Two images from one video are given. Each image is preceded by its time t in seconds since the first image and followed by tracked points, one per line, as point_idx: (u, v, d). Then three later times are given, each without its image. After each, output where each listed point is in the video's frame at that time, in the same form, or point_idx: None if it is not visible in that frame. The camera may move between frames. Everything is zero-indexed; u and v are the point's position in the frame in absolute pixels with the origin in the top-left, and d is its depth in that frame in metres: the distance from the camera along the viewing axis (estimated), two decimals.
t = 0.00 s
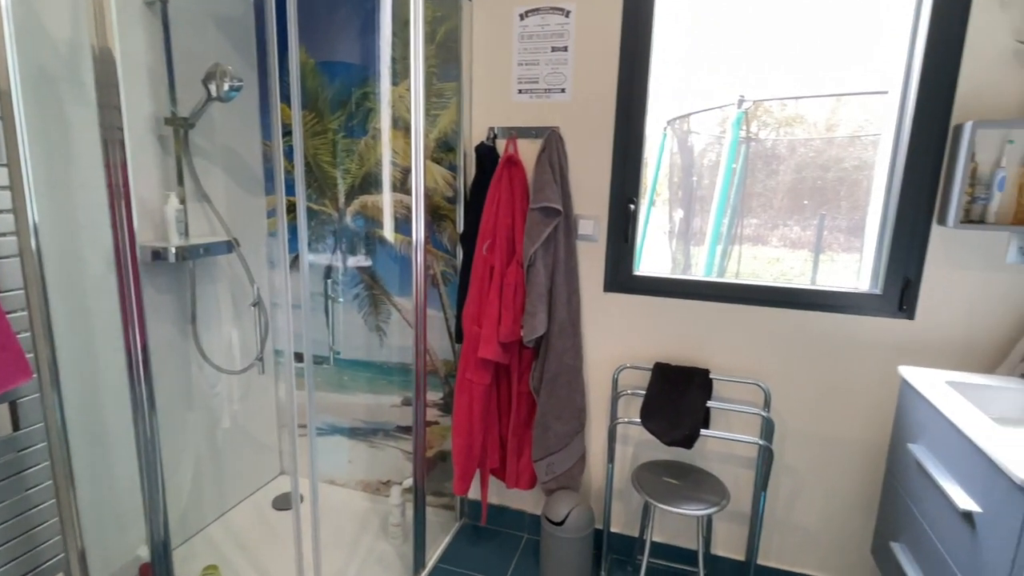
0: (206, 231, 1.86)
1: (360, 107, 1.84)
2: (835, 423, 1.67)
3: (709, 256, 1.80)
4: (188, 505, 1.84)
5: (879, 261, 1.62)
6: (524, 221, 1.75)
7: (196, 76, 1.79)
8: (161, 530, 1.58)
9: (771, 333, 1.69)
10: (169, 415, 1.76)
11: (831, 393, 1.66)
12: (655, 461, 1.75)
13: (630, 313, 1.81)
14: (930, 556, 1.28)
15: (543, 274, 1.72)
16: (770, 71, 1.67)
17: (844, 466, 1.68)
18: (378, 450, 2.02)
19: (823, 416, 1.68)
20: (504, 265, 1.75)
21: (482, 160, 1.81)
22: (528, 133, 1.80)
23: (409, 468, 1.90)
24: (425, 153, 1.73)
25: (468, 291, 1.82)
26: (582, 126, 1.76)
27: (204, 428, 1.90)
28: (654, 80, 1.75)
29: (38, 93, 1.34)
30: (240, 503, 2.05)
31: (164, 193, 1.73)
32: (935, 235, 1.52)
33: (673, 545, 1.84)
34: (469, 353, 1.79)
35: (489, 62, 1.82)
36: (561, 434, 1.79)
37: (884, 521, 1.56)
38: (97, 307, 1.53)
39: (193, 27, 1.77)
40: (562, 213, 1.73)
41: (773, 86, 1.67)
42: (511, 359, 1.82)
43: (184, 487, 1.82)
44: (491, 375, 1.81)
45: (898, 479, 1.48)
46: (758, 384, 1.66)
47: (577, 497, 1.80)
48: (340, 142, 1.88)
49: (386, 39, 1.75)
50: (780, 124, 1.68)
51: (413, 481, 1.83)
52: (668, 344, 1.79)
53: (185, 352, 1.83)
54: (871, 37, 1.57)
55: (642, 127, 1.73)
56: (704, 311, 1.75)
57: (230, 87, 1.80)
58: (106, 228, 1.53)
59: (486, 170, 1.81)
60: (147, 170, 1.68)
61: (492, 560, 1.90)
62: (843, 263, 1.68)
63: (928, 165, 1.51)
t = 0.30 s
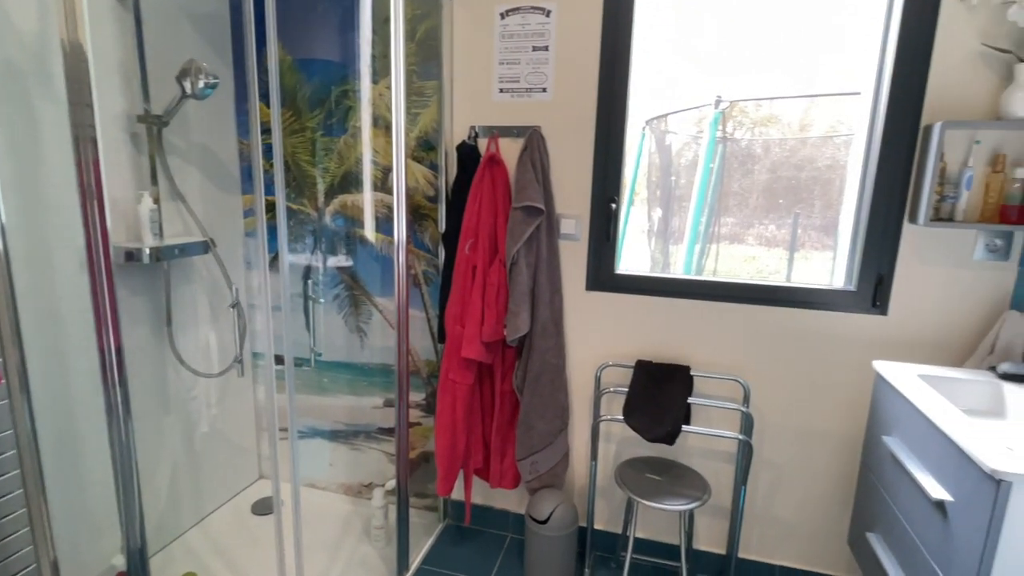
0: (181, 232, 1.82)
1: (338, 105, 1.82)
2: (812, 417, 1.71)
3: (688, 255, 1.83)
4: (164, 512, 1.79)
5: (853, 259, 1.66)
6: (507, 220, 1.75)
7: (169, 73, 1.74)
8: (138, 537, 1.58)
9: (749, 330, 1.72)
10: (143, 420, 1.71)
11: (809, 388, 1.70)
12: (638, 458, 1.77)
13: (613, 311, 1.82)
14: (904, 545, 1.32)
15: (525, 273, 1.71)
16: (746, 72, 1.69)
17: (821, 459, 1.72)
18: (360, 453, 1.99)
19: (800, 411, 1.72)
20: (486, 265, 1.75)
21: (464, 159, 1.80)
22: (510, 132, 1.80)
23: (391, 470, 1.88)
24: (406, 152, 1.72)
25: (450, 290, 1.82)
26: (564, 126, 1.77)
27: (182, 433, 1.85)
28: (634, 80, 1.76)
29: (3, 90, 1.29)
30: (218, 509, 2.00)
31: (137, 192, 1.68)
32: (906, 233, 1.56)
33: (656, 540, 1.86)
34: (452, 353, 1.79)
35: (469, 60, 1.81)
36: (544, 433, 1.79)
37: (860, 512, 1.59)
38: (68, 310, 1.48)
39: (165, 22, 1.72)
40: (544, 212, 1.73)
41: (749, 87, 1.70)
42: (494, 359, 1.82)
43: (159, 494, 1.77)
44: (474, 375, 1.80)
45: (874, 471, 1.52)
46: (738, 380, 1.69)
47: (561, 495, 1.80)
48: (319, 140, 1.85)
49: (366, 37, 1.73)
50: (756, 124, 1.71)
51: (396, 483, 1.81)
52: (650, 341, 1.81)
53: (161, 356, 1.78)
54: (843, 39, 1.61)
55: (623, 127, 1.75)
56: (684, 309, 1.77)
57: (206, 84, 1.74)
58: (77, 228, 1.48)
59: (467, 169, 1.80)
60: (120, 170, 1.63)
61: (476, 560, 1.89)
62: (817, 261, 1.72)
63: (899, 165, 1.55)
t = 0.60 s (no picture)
0: (160, 233, 1.78)
1: (321, 105, 1.81)
2: (793, 413, 1.74)
3: (670, 254, 1.85)
4: (144, 519, 1.75)
5: (831, 258, 1.70)
6: (493, 220, 1.75)
7: (147, 71, 1.71)
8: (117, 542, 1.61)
9: (732, 328, 1.75)
10: (123, 424, 1.68)
11: (789, 384, 1.73)
12: (624, 456, 1.78)
13: (598, 310, 1.84)
14: (883, 537, 1.35)
15: (511, 273, 1.72)
16: (727, 73, 1.72)
17: (801, 454, 1.75)
18: (344, 456, 1.98)
19: (782, 407, 1.75)
20: (472, 265, 1.75)
21: (449, 159, 1.80)
22: (495, 132, 1.80)
23: (377, 472, 1.86)
24: (390, 152, 1.71)
25: (436, 291, 1.81)
26: (548, 127, 1.77)
27: (163, 438, 1.82)
28: (617, 81, 1.78)
29: None
30: (199, 515, 1.97)
31: (115, 193, 1.65)
32: (882, 232, 1.60)
33: (641, 537, 1.87)
34: (438, 354, 1.78)
35: (453, 60, 1.81)
36: (530, 432, 1.80)
37: (840, 505, 1.63)
38: (43, 313, 1.44)
39: (141, 19, 1.68)
40: (530, 212, 1.73)
41: (728, 88, 1.72)
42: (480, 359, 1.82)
43: (139, 501, 1.73)
44: (460, 376, 1.80)
45: (854, 465, 1.55)
46: (721, 378, 1.71)
47: (548, 494, 1.81)
48: (301, 140, 1.84)
49: (350, 36, 1.71)
50: (735, 125, 1.73)
51: (383, 486, 1.80)
52: (634, 340, 1.83)
53: (140, 360, 1.74)
54: (820, 42, 1.64)
55: (606, 127, 1.76)
56: (668, 307, 1.79)
57: (185, 83, 1.74)
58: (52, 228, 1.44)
59: (452, 169, 1.79)
60: (95, 169, 1.59)
61: (463, 561, 1.89)
62: (795, 260, 1.75)
63: (876, 166, 1.59)
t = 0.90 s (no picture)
0: (134, 235, 1.75)
1: (300, 104, 1.79)
2: (770, 409, 1.78)
3: (649, 253, 1.87)
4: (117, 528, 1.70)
5: (805, 257, 1.74)
6: (475, 221, 1.75)
7: (120, 69, 1.67)
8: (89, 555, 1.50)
9: (711, 327, 1.78)
10: (98, 431, 1.64)
11: (767, 380, 1.77)
12: (606, 454, 1.80)
13: (580, 310, 1.85)
14: (859, 529, 1.39)
15: (494, 274, 1.72)
16: (704, 76, 1.75)
17: (779, 449, 1.79)
18: (326, 459, 1.95)
19: (760, 403, 1.78)
20: (455, 266, 1.75)
21: (430, 160, 1.79)
22: (477, 133, 1.80)
23: (360, 475, 1.85)
24: (373, 153, 1.70)
25: (419, 292, 1.80)
26: (529, 128, 1.78)
27: (140, 444, 1.78)
28: (598, 83, 1.79)
29: None
30: (176, 524, 1.93)
31: (88, 195, 1.61)
32: (856, 232, 1.64)
33: (624, 533, 1.89)
34: (421, 355, 1.78)
35: (435, 61, 1.80)
36: (514, 432, 1.80)
37: (817, 498, 1.66)
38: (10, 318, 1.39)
39: (112, 14, 1.63)
40: (512, 213, 1.74)
41: (704, 90, 1.75)
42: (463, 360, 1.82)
43: (113, 510, 1.69)
44: (443, 377, 1.80)
45: (831, 459, 1.59)
46: (701, 375, 1.74)
47: (532, 494, 1.81)
48: (280, 140, 1.82)
49: (330, 37, 1.70)
50: (710, 125, 1.76)
51: (366, 489, 1.78)
52: (616, 339, 1.85)
53: (115, 365, 1.70)
54: (795, 45, 1.68)
55: (587, 129, 1.77)
56: (649, 307, 1.81)
57: (160, 83, 1.72)
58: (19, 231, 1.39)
59: (434, 171, 1.79)
60: (65, 169, 1.54)
61: (447, 562, 1.88)
62: (770, 259, 1.79)
63: (848, 167, 1.63)
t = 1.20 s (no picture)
0: (148, 248, 1.96)
1: (296, 134, 2.06)
2: (696, 386, 2.16)
3: (595, 258, 2.24)
4: (139, 506, 1.91)
5: (721, 261, 2.12)
6: (452, 234, 2.07)
7: (135, 101, 1.88)
8: (119, 529, 1.65)
9: (648, 320, 2.14)
10: (122, 421, 1.84)
11: (694, 362, 2.14)
12: (565, 427, 2.15)
13: (542, 308, 2.18)
14: (769, 482, 1.76)
15: (469, 279, 2.05)
16: (636, 112, 2.11)
17: (704, 418, 2.17)
18: (323, 441, 2.26)
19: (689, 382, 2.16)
20: (435, 272, 2.06)
21: (412, 182, 2.09)
22: (452, 160, 2.12)
23: (355, 453, 2.15)
24: (362, 177, 1.99)
25: (404, 295, 2.11)
26: (496, 155, 2.10)
27: (158, 431, 2.01)
28: (553, 117, 2.13)
29: None
30: (188, 503, 2.15)
31: (104, 213, 1.79)
32: (761, 242, 2.03)
33: (580, 493, 2.25)
34: (407, 349, 2.08)
35: (414, 98, 2.11)
36: (487, 412, 2.12)
37: (734, 456, 2.05)
38: (36, 323, 1.60)
39: (128, 54, 1.83)
40: (484, 227, 2.06)
41: (636, 124, 2.12)
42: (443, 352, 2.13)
43: (135, 491, 1.90)
44: (426, 367, 2.11)
45: (743, 424, 1.97)
46: (639, 360, 2.11)
47: (502, 463, 2.14)
48: (281, 164, 2.09)
49: (324, 77, 1.97)
50: (640, 151, 2.13)
51: (361, 463, 2.08)
52: (571, 332, 2.19)
53: (133, 363, 1.90)
54: (710, 88, 2.06)
55: (545, 155, 2.10)
56: (598, 305, 2.15)
57: (171, 113, 1.94)
58: (47, 247, 1.60)
59: (416, 191, 2.09)
60: (89, 191, 1.73)
61: (430, 525, 2.19)
62: (689, 262, 2.17)
63: (755, 189, 2.01)
